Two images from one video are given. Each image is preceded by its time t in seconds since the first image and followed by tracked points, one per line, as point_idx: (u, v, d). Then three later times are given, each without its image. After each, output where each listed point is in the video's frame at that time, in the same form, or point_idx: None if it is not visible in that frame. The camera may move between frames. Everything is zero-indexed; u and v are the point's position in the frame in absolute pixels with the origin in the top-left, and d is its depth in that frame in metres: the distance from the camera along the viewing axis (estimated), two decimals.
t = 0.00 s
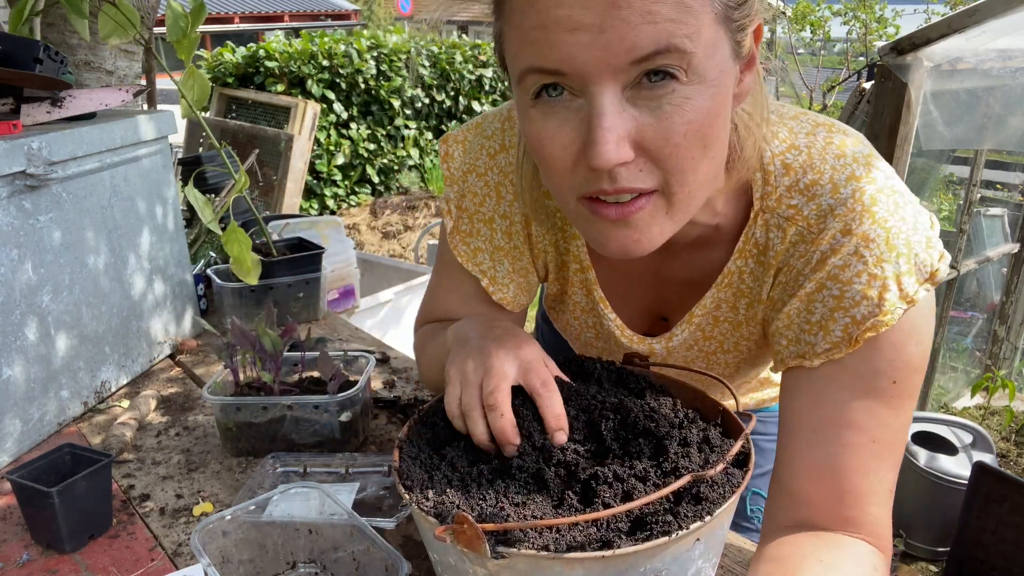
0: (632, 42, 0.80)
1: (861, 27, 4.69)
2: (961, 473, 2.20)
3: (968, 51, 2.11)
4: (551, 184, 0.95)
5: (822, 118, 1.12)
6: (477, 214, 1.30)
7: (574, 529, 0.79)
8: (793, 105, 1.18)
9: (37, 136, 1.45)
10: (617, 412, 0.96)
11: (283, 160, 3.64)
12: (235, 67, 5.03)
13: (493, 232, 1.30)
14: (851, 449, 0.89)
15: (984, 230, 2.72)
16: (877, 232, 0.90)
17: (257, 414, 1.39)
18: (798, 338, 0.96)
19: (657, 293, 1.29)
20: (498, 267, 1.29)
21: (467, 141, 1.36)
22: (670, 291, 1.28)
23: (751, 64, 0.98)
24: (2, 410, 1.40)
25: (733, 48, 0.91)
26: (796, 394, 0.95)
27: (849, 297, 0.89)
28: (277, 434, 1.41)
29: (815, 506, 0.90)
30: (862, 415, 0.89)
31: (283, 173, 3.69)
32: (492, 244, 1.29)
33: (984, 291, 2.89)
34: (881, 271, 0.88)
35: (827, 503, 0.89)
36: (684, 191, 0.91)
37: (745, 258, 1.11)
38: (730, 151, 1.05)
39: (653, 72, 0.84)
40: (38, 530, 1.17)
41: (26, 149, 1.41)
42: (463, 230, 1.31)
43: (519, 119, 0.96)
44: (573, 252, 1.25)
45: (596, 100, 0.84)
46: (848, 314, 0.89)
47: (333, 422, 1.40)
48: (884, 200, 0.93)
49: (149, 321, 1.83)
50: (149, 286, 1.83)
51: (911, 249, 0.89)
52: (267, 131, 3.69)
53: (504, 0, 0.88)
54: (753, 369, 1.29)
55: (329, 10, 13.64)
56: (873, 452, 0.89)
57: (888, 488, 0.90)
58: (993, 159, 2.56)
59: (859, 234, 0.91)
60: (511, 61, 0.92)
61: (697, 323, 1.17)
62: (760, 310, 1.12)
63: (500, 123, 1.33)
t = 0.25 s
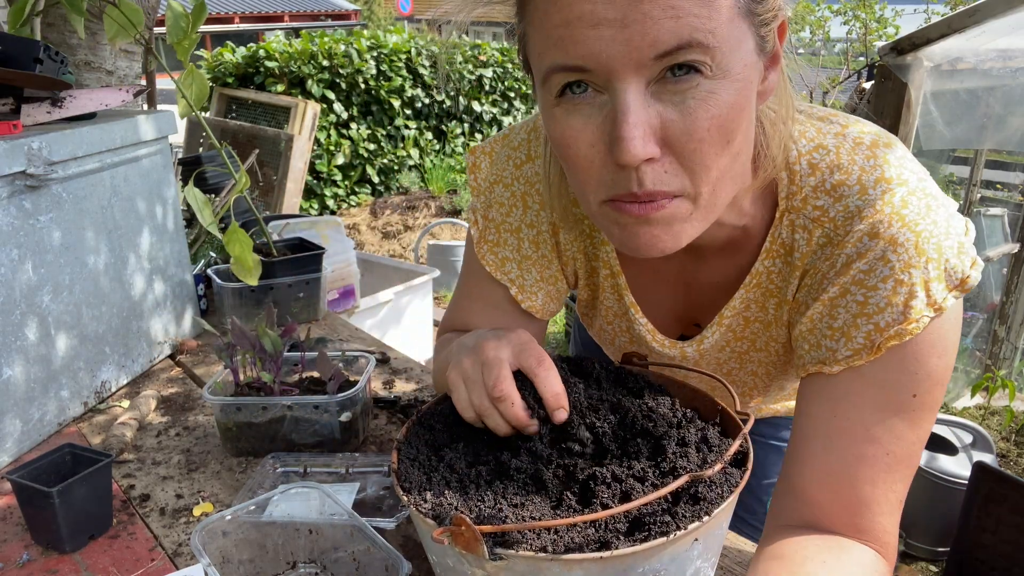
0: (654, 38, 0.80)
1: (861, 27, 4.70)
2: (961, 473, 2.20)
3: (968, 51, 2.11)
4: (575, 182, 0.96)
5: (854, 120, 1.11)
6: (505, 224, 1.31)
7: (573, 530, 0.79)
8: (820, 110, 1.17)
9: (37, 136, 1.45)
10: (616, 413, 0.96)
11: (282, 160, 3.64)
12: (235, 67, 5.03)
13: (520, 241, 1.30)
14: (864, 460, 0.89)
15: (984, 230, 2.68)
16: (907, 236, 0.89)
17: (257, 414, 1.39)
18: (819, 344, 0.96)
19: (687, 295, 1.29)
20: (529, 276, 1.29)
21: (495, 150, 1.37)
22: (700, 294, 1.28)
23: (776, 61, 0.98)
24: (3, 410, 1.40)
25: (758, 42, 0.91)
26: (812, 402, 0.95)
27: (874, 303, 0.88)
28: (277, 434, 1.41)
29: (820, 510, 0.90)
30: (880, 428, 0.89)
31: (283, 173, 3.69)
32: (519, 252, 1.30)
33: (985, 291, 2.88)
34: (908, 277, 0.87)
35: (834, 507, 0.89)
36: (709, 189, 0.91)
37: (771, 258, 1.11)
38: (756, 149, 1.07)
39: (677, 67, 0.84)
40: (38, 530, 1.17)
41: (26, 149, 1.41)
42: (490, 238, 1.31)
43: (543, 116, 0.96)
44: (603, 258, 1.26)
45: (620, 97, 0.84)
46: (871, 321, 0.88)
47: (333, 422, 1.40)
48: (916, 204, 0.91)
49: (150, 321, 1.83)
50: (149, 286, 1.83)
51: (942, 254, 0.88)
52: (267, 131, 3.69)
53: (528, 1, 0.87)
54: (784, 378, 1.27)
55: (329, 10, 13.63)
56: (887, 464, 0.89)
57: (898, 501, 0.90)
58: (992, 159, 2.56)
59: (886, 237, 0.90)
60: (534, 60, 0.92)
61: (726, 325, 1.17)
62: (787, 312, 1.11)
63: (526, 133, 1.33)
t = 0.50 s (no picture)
0: (655, 34, 0.80)
1: (861, 27, 4.71)
2: (961, 473, 2.20)
3: (968, 51, 2.11)
4: (577, 180, 0.96)
5: (857, 120, 1.10)
6: (510, 229, 1.31)
7: (573, 529, 0.79)
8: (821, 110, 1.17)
9: (37, 136, 1.45)
10: (615, 412, 0.96)
11: (283, 160, 3.64)
12: (235, 67, 5.03)
13: (526, 247, 1.30)
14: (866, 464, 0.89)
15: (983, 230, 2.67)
16: (912, 238, 0.88)
17: (257, 414, 1.39)
18: (823, 347, 0.95)
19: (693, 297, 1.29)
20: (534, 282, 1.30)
21: (498, 156, 1.36)
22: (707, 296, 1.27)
23: (777, 57, 0.98)
24: (2, 410, 1.40)
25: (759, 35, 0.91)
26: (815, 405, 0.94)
27: (878, 305, 0.88)
28: (277, 434, 1.41)
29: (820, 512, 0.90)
30: (881, 431, 0.89)
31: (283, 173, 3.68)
32: (526, 258, 1.30)
33: (985, 291, 2.88)
34: (914, 279, 0.86)
35: (834, 508, 0.90)
36: (711, 183, 0.91)
37: (775, 258, 1.11)
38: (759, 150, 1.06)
39: (677, 63, 0.84)
40: (38, 530, 1.17)
41: (26, 149, 1.41)
42: (496, 244, 1.31)
43: (544, 114, 0.96)
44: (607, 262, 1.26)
45: (621, 92, 0.84)
46: (874, 324, 0.88)
47: (333, 422, 1.40)
48: (922, 205, 0.90)
49: (150, 321, 1.83)
50: (149, 286, 1.83)
51: (946, 256, 0.87)
52: (267, 131, 3.69)
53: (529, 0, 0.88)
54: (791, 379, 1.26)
55: (329, 10, 13.63)
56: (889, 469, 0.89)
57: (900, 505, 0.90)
58: (992, 159, 2.56)
59: (891, 239, 0.89)
60: (536, 58, 0.92)
61: (728, 321, 1.17)
62: (791, 314, 1.10)
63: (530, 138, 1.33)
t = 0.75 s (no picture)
0: (646, 38, 0.79)
1: (861, 27, 4.72)
2: (961, 473, 2.20)
3: (968, 51, 2.11)
4: (570, 174, 0.96)
5: (850, 119, 1.09)
6: (506, 219, 1.31)
7: (572, 530, 0.79)
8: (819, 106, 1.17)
9: (37, 136, 1.45)
10: (615, 412, 0.96)
11: (283, 160, 3.64)
12: (235, 67, 5.03)
13: (521, 237, 1.30)
14: (864, 462, 0.89)
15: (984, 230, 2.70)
16: (902, 234, 0.88)
17: (257, 414, 1.39)
18: (818, 343, 0.95)
19: (687, 293, 1.29)
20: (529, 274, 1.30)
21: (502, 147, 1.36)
22: (701, 292, 1.27)
23: (769, 54, 0.97)
24: (3, 410, 1.40)
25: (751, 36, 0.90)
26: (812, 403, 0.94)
27: (870, 300, 0.88)
28: (277, 434, 1.41)
29: (820, 512, 0.90)
30: (874, 429, 0.89)
31: (283, 173, 3.68)
32: (522, 249, 1.30)
33: (985, 291, 2.88)
34: (905, 274, 0.86)
35: (833, 508, 0.90)
36: (703, 181, 0.91)
37: (768, 253, 1.10)
38: (753, 144, 1.07)
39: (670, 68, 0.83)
40: (38, 530, 1.17)
41: (26, 149, 1.41)
42: (491, 234, 1.32)
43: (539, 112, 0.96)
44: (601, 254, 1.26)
45: (611, 94, 0.84)
46: (867, 318, 0.88)
47: (333, 422, 1.40)
48: (912, 202, 0.90)
49: (150, 321, 1.83)
50: (149, 286, 1.83)
51: (937, 252, 0.87)
52: (267, 131, 3.69)
53: (523, 0, 0.87)
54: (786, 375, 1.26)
55: (330, 10, 13.64)
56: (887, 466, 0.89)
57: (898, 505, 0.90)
58: (992, 159, 2.56)
59: (882, 235, 0.89)
60: (530, 57, 0.92)
61: (723, 320, 1.16)
62: (785, 309, 1.10)
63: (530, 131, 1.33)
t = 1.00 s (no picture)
0: (667, 38, 0.78)
1: (861, 27, 4.73)
2: (961, 473, 2.20)
3: (968, 51, 2.11)
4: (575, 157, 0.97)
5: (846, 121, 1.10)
6: (502, 174, 1.28)
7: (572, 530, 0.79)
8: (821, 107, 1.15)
9: (37, 136, 1.45)
10: (615, 412, 0.96)
11: (283, 160, 3.64)
12: (235, 67, 5.02)
13: (516, 197, 1.28)
14: (857, 459, 0.89)
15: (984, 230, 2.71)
16: (889, 229, 0.90)
17: (257, 414, 1.39)
18: (805, 335, 0.96)
19: (672, 281, 1.29)
20: (515, 234, 1.28)
21: (505, 106, 1.33)
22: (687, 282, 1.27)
23: (784, 53, 0.95)
24: (3, 410, 1.40)
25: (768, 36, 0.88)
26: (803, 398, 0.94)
27: (858, 294, 0.89)
28: (277, 434, 1.41)
29: (817, 512, 0.89)
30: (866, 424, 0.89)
31: (283, 173, 3.68)
32: (511, 206, 1.28)
33: (985, 291, 2.87)
34: (891, 268, 0.88)
35: (829, 507, 0.89)
36: (700, 177, 0.91)
37: (757, 245, 1.11)
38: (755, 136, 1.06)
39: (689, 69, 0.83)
40: (38, 530, 1.17)
41: (26, 149, 1.41)
42: (484, 188, 1.28)
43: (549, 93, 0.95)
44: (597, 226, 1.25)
45: (626, 89, 0.83)
46: (855, 312, 0.89)
47: (333, 422, 1.40)
48: (901, 199, 0.92)
49: (150, 321, 1.83)
50: (149, 286, 1.83)
51: (922, 248, 0.89)
52: (267, 131, 3.69)
53: None
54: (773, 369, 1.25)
55: (329, 10, 13.65)
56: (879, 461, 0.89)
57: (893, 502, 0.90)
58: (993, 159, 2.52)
59: (871, 230, 0.91)
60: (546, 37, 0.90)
61: (710, 311, 1.16)
62: (771, 301, 1.11)
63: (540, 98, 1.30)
